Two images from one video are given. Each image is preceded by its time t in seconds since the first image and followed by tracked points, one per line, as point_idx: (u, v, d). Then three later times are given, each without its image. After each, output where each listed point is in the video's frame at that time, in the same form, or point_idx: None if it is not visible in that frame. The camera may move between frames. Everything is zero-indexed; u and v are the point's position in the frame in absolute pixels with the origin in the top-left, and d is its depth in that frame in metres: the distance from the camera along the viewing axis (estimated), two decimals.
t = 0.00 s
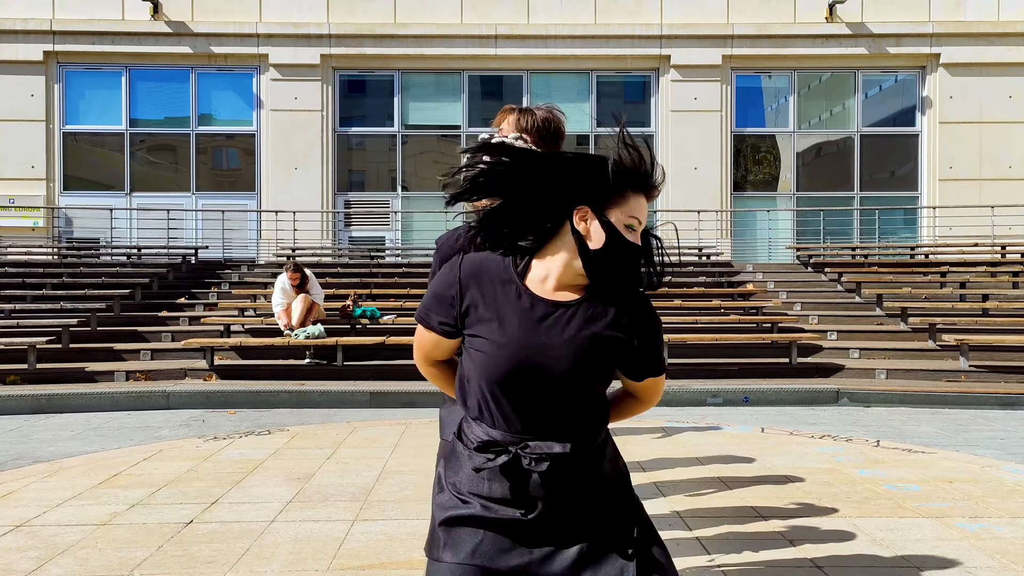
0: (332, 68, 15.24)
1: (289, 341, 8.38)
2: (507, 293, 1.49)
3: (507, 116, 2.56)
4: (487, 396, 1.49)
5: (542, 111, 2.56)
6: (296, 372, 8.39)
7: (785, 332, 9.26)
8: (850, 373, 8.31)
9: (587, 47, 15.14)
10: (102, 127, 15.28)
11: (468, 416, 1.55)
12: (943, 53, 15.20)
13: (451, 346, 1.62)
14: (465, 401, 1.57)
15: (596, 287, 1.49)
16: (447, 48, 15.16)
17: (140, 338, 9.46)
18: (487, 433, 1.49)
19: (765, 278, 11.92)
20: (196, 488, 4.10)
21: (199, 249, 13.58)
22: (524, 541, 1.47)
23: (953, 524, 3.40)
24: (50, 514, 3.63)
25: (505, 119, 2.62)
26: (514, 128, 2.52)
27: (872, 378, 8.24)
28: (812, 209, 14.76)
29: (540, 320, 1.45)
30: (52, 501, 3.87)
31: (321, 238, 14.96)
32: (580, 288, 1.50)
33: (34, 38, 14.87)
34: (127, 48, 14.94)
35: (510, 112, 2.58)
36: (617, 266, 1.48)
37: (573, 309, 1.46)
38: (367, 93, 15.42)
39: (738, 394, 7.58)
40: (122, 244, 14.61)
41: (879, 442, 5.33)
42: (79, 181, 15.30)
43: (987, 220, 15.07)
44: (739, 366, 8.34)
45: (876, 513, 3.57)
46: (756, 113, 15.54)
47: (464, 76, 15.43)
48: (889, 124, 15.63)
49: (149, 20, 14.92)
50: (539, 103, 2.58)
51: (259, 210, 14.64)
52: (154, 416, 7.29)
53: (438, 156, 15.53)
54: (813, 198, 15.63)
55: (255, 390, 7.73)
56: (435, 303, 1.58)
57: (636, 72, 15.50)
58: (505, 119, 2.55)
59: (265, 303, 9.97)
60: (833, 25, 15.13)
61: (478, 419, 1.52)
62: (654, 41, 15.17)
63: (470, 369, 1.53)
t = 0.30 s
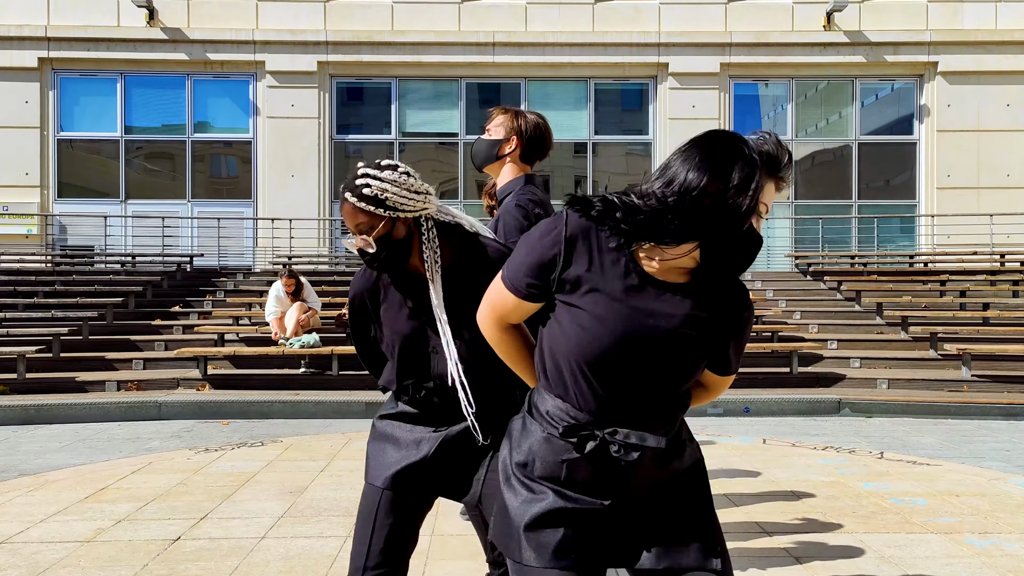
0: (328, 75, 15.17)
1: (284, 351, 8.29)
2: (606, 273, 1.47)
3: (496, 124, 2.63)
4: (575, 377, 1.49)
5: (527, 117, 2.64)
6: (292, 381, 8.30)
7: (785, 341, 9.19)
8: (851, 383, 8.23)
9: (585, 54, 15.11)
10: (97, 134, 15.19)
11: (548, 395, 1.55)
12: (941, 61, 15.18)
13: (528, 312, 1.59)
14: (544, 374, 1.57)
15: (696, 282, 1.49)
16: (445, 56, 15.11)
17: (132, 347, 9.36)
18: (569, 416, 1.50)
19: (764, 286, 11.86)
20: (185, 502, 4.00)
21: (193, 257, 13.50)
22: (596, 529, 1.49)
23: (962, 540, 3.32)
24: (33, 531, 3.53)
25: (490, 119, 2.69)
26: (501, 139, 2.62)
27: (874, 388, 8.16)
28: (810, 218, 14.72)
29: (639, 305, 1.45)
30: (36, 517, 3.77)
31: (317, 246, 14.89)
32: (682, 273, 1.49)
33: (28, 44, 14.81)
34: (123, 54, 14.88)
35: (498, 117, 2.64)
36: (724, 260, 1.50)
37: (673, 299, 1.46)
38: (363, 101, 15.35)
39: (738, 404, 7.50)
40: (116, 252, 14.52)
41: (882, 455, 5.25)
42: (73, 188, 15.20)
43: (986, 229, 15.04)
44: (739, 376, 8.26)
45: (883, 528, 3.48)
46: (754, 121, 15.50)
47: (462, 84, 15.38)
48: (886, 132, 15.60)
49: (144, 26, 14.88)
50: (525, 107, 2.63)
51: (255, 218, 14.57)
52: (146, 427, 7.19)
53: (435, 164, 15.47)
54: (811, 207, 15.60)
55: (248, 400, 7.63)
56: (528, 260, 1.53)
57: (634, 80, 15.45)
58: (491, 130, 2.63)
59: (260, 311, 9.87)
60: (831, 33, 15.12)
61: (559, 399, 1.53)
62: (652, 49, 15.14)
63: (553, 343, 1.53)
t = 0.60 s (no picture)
0: (325, 86, 15.15)
1: (280, 364, 8.20)
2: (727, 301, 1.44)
3: (488, 135, 2.59)
4: (690, 412, 1.46)
5: (518, 124, 2.60)
6: (288, 395, 8.21)
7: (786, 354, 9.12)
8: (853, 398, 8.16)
9: (582, 66, 15.10)
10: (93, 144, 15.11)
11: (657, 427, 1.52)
12: (939, 73, 15.20)
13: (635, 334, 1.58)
14: (652, 406, 1.54)
15: (822, 317, 1.45)
16: (442, 67, 15.09)
17: (126, 360, 9.26)
18: (680, 452, 1.47)
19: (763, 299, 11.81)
20: (177, 520, 3.91)
21: (189, 268, 13.40)
22: (705, 574, 1.46)
23: (974, 561, 3.24)
24: (20, 551, 3.44)
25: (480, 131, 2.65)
26: (494, 149, 2.58)
27: (877, 402, 8.10)
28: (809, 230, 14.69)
29: (762, 338, 1.42)
30: (23, 536, 3.67)
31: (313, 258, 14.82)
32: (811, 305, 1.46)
33: (24, 55, 14.77)
34: (119, 65, 14.85)
35: (490, 127, 2.60)
36: (850, 301, 1.45)
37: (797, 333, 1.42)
38: (361, 112, 15.30)
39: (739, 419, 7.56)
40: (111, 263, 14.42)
41: (888, 471, 5.17)
42: (67, 199, 15.11)
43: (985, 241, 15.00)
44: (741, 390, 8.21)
45: (893, 548, 3.40)
46: (752, 132, 15.48)
47: (459, 95, 15.35)
48: (883, 144, 15.59)
49: (141, 37, 14.87)
50: (513, 115, 2.60)
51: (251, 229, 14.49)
52: (139, 441, 7.09)
53: (432, 175, 15.41)
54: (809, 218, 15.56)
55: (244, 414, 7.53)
56: (645, 283, 1.51)
57: (631, 91, 15.44)
58: (483, 142, 2.59)
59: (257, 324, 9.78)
60: (828, 44, 15.16)
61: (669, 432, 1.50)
62: (650, 60, 15.14)
63: (665, 372, 1.51)
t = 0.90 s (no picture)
0: (324, 102, 15.18)
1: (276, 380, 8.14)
2: (886, 378, 1.43)
3: (488, 155, 2.55)
4: (852, 481, 1.46)
5: (516, 142, 2.58)
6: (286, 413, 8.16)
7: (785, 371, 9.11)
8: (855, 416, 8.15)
9: (580, 82, 15.14)
10: (90, 159, 15.09)
11: (814, 494, 1.51)
12: (935, 90, 15.27)
13: (780, 401, 1.56)
14: (805, 468, 1.54)
15: (985, 382, 1.44)
16: (440, 82, 15.12)
17: (121, 377, 9.18)
18: (843, 519, 1.47)
19: (761, 314, 11.81)
20: (172, 542, 3.85)
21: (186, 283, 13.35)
22: None
23: None
24: (12, 574, 3.38)
25: (478, 151, 2.61)
26: (496, 169, 2.55)
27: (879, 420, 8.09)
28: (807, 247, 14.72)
29: (927, 412, 1.41)
30: (14, 558, 3.61)
31: (311, 273, 14.82)
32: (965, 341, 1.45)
33: (22, 70, 14.77)
34: (117, 80, 14.86)
35: (489, 146, 2.57)
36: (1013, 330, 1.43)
37: (962, 404, 1.41)
38: (359, 127, 15.32)
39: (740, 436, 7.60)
40: (108, 279, 14.38)
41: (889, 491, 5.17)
42: (64, 214, 15.07)
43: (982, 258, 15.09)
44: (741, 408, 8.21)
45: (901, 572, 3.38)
46: (749, 148, 15.51)
47: (457, 110, 15.38)
48: (879, 161, 15.63)
49: (140, 52, 14.89)
50: (510, 133, 2.58)
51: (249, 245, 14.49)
52: (133, 460, 7.02)
53: (430, 190, 15.42)
54: (806, 234, 15.58)
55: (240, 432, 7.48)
56: (791, 349, 1.48)
57: (628, 107, 15.48)
58: (484, 164, 2.55)
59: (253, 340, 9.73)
60: (825, 61, 15.23)
61: (828, 501, 1.49)
62: (648, 76, 15.19)
63: (819, 444, 1.50)
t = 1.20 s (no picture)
0: (321, 120, 15.20)
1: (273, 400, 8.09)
2: (981, 338, 1.68)
3: (504, 168, 2.49)
4: (972, 442, 1.66)
5: (532, 165, 2.53)
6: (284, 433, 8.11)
7: (784, 391, 9.12)
8: (854, 437, 8.17)
9: (578, 101, 15.19)
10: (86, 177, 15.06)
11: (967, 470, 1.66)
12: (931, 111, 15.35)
13: (887, 388, 1.83)
14: (934, 444, 1.74)
15: None
16: (439, 101, 15.16)
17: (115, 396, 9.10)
18: (977, 481, 1.65)
19: (759, 334, 11.79)
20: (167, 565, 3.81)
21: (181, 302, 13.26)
22: None
23: None
24: None
25: (492, 160, 2.54)
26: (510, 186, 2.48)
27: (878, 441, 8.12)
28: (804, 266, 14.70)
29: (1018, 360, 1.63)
30: None
31: (308, 291, 14.78)
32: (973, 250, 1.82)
33: (20, 88, 14.80)
34: (115, 98, 14.88)
35: (505, 161, 2.51)
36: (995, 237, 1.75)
37: None
38: (356, 145, 15.33)
39: (739, 456, 7.55)
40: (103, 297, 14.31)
41: (890, 515, 5.26)
42: (59, 231, 15.01)
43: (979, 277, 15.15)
44: (739, 429, 8.20)
45: None
46: (746, 167, 15.54)
47: (455, 129, 15.40)
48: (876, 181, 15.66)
49: (138, 70, 14.91)
50: (531, 154, 2.52)
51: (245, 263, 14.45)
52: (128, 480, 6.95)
53: (427, 209, 15.38)
54: (804, 253, 15.57)
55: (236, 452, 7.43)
56: (881, 339, 1.79)
57: (626, 126, 15.52)
58: (501, 174, 2.48)
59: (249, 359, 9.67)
60: (822, 81, 15.32)
61: (982, 477, 1.64)
62: (645, 95, 15.25)
63: (937, 416, 1.73)
